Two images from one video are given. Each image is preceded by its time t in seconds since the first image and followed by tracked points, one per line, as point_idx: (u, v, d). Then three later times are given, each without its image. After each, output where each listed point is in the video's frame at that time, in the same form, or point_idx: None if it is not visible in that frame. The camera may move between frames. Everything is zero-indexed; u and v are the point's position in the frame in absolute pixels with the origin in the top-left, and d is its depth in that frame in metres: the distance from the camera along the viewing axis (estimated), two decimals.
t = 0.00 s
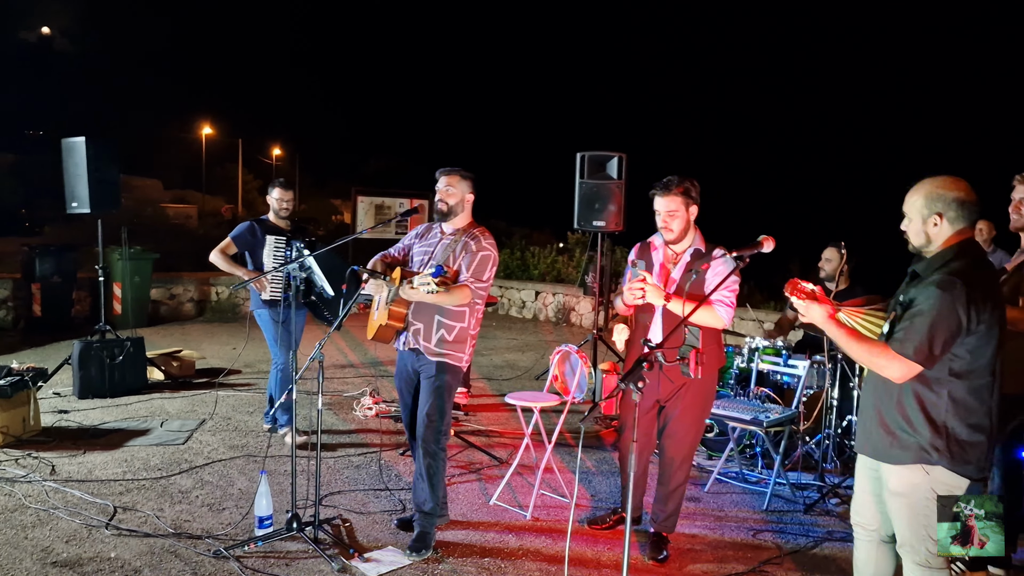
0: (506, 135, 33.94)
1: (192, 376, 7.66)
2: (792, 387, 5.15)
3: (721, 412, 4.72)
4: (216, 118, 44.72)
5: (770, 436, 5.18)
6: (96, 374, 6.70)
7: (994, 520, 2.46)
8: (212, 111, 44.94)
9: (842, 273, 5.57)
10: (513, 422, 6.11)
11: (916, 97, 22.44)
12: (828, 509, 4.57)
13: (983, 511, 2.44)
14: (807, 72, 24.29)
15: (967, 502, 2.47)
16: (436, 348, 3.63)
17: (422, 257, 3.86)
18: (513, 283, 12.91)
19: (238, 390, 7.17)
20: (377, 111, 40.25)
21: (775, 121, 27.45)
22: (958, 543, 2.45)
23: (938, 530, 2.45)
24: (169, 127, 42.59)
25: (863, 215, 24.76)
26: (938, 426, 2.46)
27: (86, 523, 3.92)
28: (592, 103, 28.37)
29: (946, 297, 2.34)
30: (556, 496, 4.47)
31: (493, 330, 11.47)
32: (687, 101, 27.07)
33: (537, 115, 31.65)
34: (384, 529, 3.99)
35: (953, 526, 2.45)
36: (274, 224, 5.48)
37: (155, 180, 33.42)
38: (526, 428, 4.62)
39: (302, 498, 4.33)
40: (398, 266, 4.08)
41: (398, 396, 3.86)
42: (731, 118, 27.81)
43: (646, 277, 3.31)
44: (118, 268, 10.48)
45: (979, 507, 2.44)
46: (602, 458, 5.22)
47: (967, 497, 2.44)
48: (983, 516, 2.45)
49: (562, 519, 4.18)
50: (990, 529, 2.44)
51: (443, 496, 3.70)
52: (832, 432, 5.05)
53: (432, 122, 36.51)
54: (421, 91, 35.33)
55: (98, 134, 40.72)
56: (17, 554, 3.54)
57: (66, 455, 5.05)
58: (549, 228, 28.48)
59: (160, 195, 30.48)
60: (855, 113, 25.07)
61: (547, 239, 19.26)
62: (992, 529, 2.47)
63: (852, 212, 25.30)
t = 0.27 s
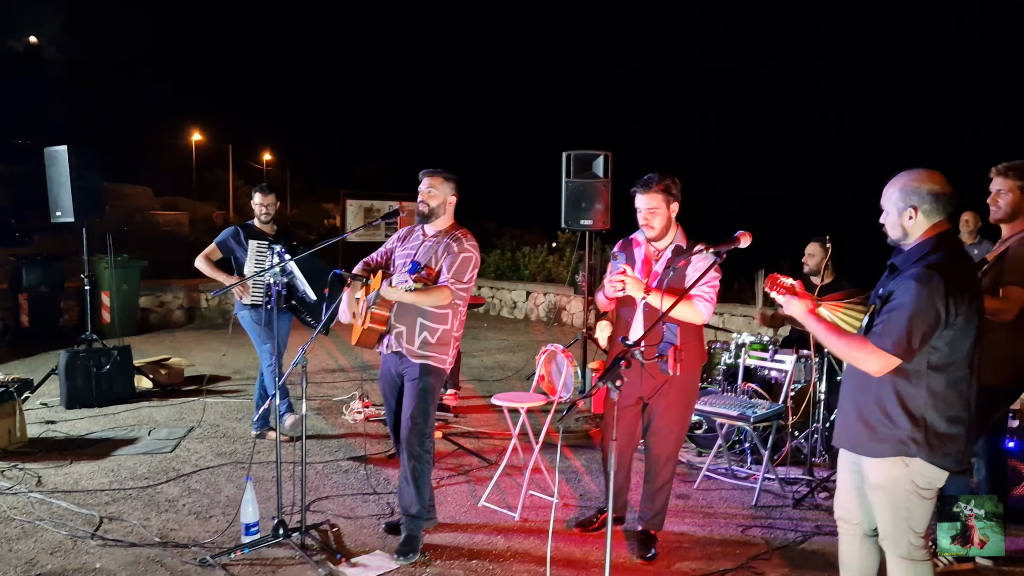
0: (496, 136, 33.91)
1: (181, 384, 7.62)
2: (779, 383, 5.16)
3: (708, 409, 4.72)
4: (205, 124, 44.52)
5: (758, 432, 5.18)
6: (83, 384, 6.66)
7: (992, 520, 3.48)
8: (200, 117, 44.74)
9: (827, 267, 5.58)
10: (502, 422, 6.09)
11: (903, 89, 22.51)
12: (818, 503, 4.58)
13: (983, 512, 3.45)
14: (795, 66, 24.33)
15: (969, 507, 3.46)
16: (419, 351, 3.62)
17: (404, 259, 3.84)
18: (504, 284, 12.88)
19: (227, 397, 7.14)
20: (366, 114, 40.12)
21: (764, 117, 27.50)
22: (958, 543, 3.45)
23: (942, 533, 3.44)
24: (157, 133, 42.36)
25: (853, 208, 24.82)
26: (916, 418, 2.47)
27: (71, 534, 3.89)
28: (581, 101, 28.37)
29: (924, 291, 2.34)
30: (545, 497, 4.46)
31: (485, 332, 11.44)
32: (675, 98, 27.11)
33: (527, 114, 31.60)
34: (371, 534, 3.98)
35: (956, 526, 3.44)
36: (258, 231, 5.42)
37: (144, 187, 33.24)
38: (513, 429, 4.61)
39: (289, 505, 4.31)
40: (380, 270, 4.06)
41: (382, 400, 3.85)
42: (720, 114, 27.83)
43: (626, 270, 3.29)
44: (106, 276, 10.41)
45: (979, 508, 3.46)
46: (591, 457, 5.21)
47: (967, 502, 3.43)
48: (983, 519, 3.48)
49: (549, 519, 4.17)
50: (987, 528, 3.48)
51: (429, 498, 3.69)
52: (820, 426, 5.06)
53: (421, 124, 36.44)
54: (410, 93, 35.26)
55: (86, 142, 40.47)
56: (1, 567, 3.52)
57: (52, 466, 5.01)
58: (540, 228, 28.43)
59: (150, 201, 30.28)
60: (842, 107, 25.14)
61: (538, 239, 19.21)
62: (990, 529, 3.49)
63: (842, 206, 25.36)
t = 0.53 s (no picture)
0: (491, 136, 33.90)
1: (172, 384, 7.60)
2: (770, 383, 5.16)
3: (698, 409, 4.71)
4: (200, 125, 44.44)
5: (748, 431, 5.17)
6: (72, 385, 6.63)
7: (992, 521, 3.53)
8: (196, 117, 44.65)
9: (819, 267, 5.57)
10: (493, 423, 6.08)
11: (897, 89, 22.54)
12: (808, 503, 4.57)
13: (983, 512, 3.50)
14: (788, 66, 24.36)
15: (969, 507, 3.51)
16: (405, 350, 3.60)
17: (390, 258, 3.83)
18: (498, 284, 12.88)
19: (217, 398, 7.11)
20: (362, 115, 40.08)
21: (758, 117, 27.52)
22: (959, 544, 3.49)
23: (943, 534, 3.48)
24: (153, 133, 42.27)
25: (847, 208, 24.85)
26: (900, 416, 2.47)
27: (56, 536, 3.87)
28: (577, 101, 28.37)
29: (907, 288, 2.33)
30: (534, 497, 4.46)
31: (478, 332, 11.43)
32: (670, 98, 27.13)
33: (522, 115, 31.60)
34: (359, 535, 3.96)
35: (957, 527, 3.49)
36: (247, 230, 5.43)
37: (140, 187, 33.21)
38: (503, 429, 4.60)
39: (276, 506, 4.29)
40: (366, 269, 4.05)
41: (369, 400, 3.83)
42: (715, 114, 27.87)
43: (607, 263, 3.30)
44: (97, 277, 10.37)
45: (979, 508, 3.51)
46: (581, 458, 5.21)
47: (967, 502, 3.48)
48: (983, 519, 3.52)
49: (537, 520, 4.16)
50: (987, 528, 3.52)
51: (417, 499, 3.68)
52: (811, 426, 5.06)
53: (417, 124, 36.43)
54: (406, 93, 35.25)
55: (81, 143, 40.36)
56: None
57: (40, 467, 4.99)
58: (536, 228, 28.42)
59: (146, 202, 30.20)
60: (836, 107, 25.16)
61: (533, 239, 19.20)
62: (990, 529, 3.54)
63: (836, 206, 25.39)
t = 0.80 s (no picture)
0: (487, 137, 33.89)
1: (163, 384, 7.58)
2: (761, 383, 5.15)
3: (688, 409, 4.71)
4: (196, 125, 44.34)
5: (739, 432, 5.17)
6: (63, 386, 6.61)
7: (992, 522, 3.56)
8: (192, 117, 44.54)
9: (810, 267, 5.55)
10: (484, 423, 6.07)
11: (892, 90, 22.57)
12: (798, 503, 4.57)
13: (983, 512, 3.53)
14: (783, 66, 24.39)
15: (970, 508, 3.55)
16: (394, 351, 3.58)
17: (379, 257, 3.82)
18: (492, 285, 12.88)
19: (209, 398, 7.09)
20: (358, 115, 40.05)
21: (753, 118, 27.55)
22: (958, 544, 3.53)
23: (943, 534, 3.51)
24: (149, 133, 42.15)
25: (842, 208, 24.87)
26: (888, 416, 2.46)
27: (43, 538, 3.85)
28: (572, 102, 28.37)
29: (894, 288, 2.33)
30: (525, 498, 4.45)
31: (472, 332, 11.42)
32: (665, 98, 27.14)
33: (518, 114, 31.56)
34: (348, 536, 3.94)
35: (956, 528, 3.52)
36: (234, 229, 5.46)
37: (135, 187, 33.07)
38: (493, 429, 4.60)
39: (265, 507, 4.28)
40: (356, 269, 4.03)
41: (358, 402, 3.82)
42: (710, 115, 27.88)
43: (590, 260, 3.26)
44: (89, 277, 10.29)
45: (978, 509, 3.54)
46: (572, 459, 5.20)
47: (968, 502, 3.52)
48: (983, 520, 3.56)
49: (527, 521, 4.15)
50: (987, 528, 3.55)
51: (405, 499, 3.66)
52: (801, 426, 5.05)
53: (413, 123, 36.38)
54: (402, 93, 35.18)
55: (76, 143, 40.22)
56: None
57: (29, 468, 4.96)
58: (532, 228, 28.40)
59: (142, 202, 30.09)
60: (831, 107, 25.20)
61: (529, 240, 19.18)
62: (990, 530, 3.57)
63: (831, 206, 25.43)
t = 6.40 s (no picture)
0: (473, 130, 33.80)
1: (137, 373, 7.49)
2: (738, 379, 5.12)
3: (666, 404, 4.68)
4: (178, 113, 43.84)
5: (715, 427, 5.16)
6: (34, 372, 6.50)
7: (992, 521, 3.66)
8: (174, 105, 44.04)
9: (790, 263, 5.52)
10: (461, 416, 6.04)
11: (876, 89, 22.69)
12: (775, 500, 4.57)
13: (983, 512, 3.65)
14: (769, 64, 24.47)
15: (971, 508, 3.65)
16: (370, 342, 3.54)
17: (346, 247, 3.76)
18: (474, 278, 12.84)
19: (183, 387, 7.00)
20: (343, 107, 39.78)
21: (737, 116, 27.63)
22: (959, 544, 3.63)
23: (943, 533, 3.62)
24: (131, 121, 41.69)
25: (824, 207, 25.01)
26: (832, 383, 2.49)
27: (8, 526, 3.77)
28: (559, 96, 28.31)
29: (831, 259, 2.38)
30: (501, 491, 4.43)
31: (452, 325, 11.36)
32: (651, 95, 27.15)
33: (504, 109, 31.43)
34: (320, 528, 3.89)
35: (956, 527, 3.62)
36: (167, 218, 5.39)
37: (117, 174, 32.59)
38: (469, 422, 4.56)
39: (235, 498, 4.22)
40: (326, 259, 3.96)
41: (334, 395, 3.76)
42: (696, 112, 27.91)
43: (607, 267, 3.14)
44: (67, 265, 10.23)
45: (978, 508, 3.65)
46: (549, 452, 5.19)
47: (967, 503, 3.63)
48: (983, 519, 3.65)
49: (502, 516, 4.12)
50: (987, 528, 3.65)
51: (376, 492, 3.61)
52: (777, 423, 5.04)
53: (397, 117, 36.15)
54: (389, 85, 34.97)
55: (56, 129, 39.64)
56: None
57: None
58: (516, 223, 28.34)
59: (123, 190, 29.68)
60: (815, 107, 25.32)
61: (512, 234, 19.11)
62: (990, 529, 3.67)
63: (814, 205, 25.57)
